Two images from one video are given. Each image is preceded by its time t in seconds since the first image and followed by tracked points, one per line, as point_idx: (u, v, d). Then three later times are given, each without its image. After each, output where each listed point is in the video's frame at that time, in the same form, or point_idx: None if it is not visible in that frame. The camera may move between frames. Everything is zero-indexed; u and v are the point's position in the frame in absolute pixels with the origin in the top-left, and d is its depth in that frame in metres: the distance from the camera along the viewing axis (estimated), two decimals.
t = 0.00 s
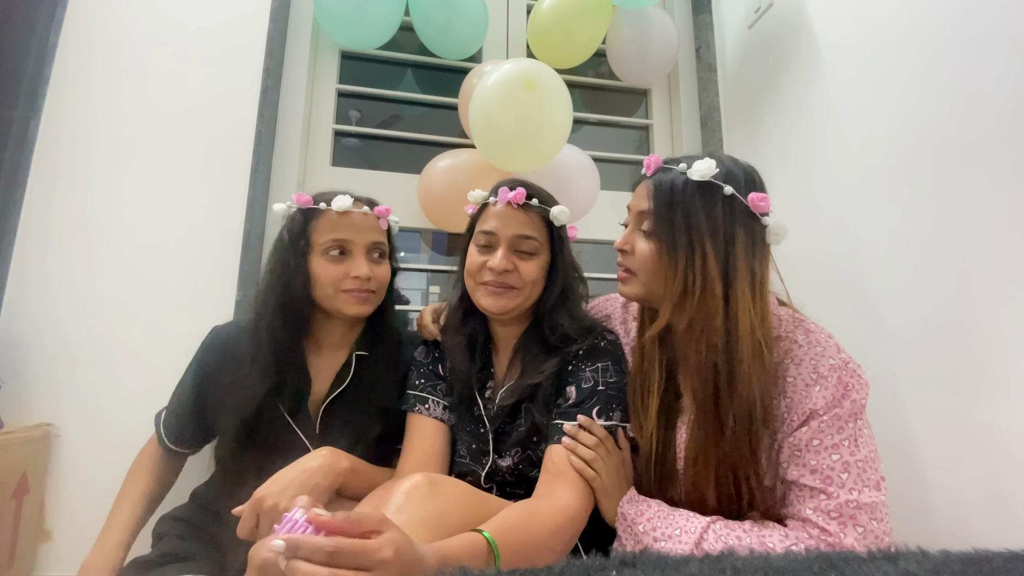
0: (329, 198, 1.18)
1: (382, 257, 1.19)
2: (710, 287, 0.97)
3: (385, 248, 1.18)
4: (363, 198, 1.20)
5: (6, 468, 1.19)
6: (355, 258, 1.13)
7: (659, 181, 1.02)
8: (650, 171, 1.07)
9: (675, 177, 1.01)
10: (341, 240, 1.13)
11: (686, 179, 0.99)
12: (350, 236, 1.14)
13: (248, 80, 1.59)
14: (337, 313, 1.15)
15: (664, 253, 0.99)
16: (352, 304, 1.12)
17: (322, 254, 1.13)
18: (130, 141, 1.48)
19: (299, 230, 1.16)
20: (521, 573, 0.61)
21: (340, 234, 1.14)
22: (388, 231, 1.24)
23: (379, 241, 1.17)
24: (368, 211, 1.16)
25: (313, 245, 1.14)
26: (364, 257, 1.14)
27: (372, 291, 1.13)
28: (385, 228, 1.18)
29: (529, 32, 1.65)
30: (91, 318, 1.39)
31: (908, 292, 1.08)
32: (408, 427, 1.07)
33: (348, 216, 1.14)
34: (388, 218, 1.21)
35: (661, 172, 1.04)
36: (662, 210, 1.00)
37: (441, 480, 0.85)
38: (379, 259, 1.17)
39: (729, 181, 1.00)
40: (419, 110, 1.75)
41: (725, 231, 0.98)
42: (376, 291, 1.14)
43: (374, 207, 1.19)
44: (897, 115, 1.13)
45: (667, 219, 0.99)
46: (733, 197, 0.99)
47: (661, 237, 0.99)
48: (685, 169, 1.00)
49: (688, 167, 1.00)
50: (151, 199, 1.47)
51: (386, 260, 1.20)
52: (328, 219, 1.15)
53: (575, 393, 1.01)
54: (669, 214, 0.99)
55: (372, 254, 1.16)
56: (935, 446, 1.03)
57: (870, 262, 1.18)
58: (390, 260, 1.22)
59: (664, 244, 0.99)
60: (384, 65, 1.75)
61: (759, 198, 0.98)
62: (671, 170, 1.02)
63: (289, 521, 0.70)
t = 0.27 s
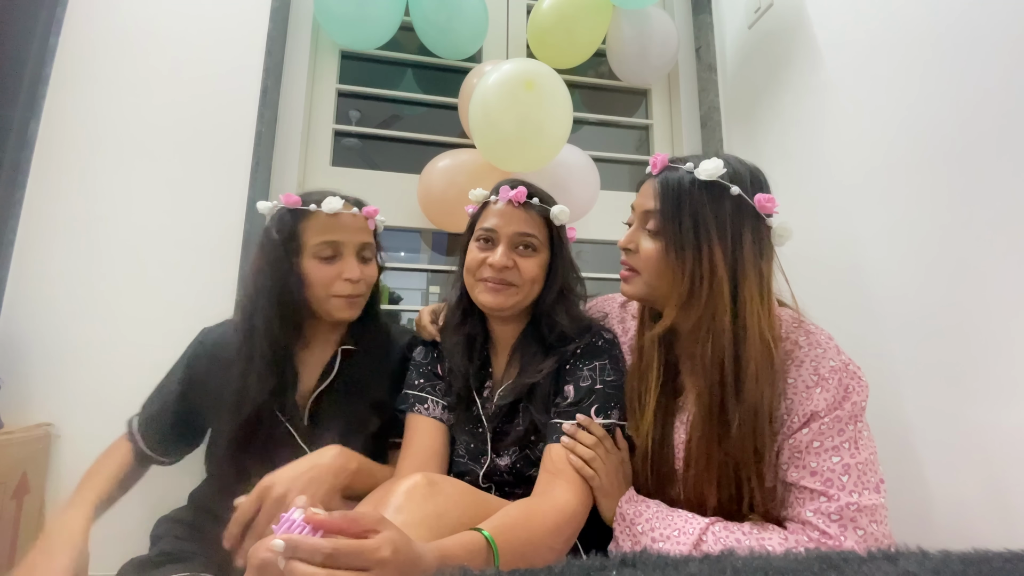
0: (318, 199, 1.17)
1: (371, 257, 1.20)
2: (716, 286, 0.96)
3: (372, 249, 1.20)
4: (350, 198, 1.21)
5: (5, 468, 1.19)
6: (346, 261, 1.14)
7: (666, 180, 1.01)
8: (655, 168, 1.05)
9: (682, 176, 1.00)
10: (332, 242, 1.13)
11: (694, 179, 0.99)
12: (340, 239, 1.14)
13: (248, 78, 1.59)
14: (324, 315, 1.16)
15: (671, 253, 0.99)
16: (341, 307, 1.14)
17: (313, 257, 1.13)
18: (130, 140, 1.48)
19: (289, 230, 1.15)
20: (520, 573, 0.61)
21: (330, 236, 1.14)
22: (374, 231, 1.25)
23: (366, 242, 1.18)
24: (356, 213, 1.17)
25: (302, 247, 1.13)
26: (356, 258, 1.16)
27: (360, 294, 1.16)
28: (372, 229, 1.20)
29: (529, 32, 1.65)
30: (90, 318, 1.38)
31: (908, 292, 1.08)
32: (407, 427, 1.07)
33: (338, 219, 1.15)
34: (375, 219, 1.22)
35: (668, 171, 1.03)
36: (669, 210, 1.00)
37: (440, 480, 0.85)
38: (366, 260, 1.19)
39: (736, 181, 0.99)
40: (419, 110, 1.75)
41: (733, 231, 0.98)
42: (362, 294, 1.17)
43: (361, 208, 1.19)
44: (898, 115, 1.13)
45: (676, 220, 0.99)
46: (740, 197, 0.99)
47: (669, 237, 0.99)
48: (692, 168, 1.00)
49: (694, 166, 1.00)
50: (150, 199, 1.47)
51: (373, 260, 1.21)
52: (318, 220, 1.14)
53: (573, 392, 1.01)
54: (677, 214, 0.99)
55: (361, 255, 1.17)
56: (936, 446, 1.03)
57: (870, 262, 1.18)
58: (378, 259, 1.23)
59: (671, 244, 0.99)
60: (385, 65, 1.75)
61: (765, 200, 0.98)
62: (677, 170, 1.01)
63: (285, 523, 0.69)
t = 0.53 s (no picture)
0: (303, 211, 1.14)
1: (355, 271, 1.16)
2: (718, 285, 0.97)
3: (357, 262, 1.16)
4: (337, 208, 1.17)
5: (6, 469, 1.19)
6: (325, 275, 1.11)
7: (669, 179, 1.01)
8: (659, 167, 1.05)
9: (685, 176, 1.00)
10: (313, 256, 1.10)
11: (697, 178, 0.99)
12: (320, 254, 1.11)
13: (248, 78, 1.59)
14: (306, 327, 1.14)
15: (674, 253, 0.99)
16: (318, 322, 1.12)
17: (292, 270, 1.10)
18: (130, 140, 1.48)
19: (273, 240, 1.12)
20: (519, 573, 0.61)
21: (311, 250, 1.10)
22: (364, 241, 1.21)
23: (349, 256, 1.14)
24: (341, 226, 1.13)
25: (282, 259, 1.11)
26: (336, 273, 1.12)
27: (339, 309, 1.13)
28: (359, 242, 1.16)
29: (529, 32, 1.65)
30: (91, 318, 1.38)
31: (909, 292, 1.08)
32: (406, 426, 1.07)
33: (321, 232, 1.11)
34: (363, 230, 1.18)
35: (671, 170, 1.03)
36: (671, 209, 1.00)
37: (438, 480, 0.86)
38: (350, 273, 1.14)
39: (738, 180, 1.00)
40: (419, 110, 1.75)
41: (737, 231, 0.98)
42: (342, 308, 1.13)
43: (348, 220, 1.16)
44: (898, 114, 1.13)
45: (678, 220, 0.99)
46: (743, 197, 0.99)
47: (672, 237, 0.99)
48: (694, 168, 1.00)
49: (697, 166, 1.00)
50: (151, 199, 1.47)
51: (358, 272, 1.17)
52: (300, 233, 1.11)
53: (571, 392, 1.00)
54: (680, 214, 0.99)
55: (343, 269, 1.13)
56: (936, 447, 1.02)
57: (870, 262, 1.18)
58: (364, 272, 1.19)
59: (674, 244, 0.99)
60: (385, 65, 1.75)
61: (766, 200, 0.98)
62: (680, 169, 1.01)
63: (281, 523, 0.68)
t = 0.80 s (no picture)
0: (304, 232, 1.11)
1: (355, 291, 1.16)
2: (718, 291, 0.96)
3: (357, 282, 1.15)
4: (338, 227, 1.15)
5: (5, 468, 1.19)
6: (325, 300, 1.10)
7: (663, 187, 1.00)
8: (652, 175, 1.04)
9: (679, 184, 0.99)
10: (313, 281, 1.09)
11: (690, 187, 0.98)
12: (322, 277, 1.09)
13: (248, 80, 1.62)
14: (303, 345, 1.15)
15: (672, 262, 0.98)
16: (315, 344, 1.13)
17: (292, 293, 1.09)
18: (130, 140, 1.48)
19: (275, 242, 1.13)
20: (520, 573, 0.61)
21: (312, 275, 1.09)
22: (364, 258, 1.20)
23: (351, 278, 1.13)
24: (344, 249, 1.11)
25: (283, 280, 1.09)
26: (336, 297, 1.12)
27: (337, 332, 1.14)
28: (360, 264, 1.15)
29: (529, 32, 1.65)
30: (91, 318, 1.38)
31: (909, 291, 1.08)
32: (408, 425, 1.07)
33: (323, 258, 1.09)
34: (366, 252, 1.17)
35: (664, 178, 1.02)
36: (667, 218, 0.99)
37: (437, 482, 0.86)
38: (350, 295, 1.15)
39: (733, 187, 0.99)
40: (419, 110, 1.75)
41: (733, 237, 0.97)
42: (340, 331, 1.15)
43: (350, 241, 1.14)
44: (898, 114, 1.13)
45: (673, 230, 0.98)
46: (738, 203, 0.98)
47: (668, 245, 0.99)
48: (688, 175, 0.99)
49: (692, 172, 1.00)
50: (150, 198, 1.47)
51: (357, 292, 1.17)
52: (302, 256, 1.09)
53: (570, 391, 1.00)
54: (675, 223, 0.98)
55: (343, 291, 1.13)
56: (936, 447, 1.03)
57: (871, 261, 1.18)
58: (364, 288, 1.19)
59: (671, 254, 0.98)
60: (385, 65, 1.75)
61: (763, 205, 0.97)
62: (674, 175, 1.00)
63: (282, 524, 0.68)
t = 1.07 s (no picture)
0: (308, 237, 1.09)
1: (362, 297, 1.13)
2: (716, 293, 0.96)
3: (365, 288, 1.13)
4: (343, 231, 1.13)
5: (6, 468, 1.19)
6: (330, 305, 1.07)
7: (660, 190, 1.01)
8: (649, 179, 1.04)
9: (677, 186, 1.00)
10: (317, 285, 1.07)
11: (688, 189, 0.99)
12: (327, 282, 1.07)
13: (248, 82, 1.58)
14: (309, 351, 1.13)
15: (670, 264, 0.98)
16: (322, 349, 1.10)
17: (297, 299, 1.07)
18: (130, 140, 1.48)
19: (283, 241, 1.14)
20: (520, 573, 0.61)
21: (317, 280, 1.07)
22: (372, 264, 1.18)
23: (358, 284, 1.11)
24: (349, 253, 1.09)
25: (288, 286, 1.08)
26: (341, 303, 1.09)
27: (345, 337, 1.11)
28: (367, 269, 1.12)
29: (529, 32, 1.65)
30: (91, 318, 1.39)
31: (909, 291, 1.08)
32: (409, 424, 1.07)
33: (327, 261, 1.07)
34: (373, 255, 1.14)
35: (661, 181, 1.03)
36: (664, 221, 0.99)
37: (440, 480, 0.85)
38: (357, 299, 1.12)
39: (733, 190, 0.99)
40: (419, 110, 1.75)
41: (731, 239, 0.97)
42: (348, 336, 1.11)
43: (357, 245, 1.11)
44: (898, 114, 1.13)
45: (672, 233, 0.98)
46: (737, 206, 0.98)
47: (666, 250, 0.98)
48: (686, 178, 0.99)
49: (690, 174, 1.00)
50: (151, 199, 1.47)
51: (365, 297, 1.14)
52: (306, 261, 1.07)
53: (573, 390, 1.00)
54: (673, 226, 0.99)
55: (350, 296, 1.11)
56: (936, 447, 1.03)
57: (870, 262, 1.18)
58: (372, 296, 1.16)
59: (668, 256, 0.98)
60: (385, 65, 1.75)
61: (763, 207, 0.97)
62: (672, 179, 1.01)
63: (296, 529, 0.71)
